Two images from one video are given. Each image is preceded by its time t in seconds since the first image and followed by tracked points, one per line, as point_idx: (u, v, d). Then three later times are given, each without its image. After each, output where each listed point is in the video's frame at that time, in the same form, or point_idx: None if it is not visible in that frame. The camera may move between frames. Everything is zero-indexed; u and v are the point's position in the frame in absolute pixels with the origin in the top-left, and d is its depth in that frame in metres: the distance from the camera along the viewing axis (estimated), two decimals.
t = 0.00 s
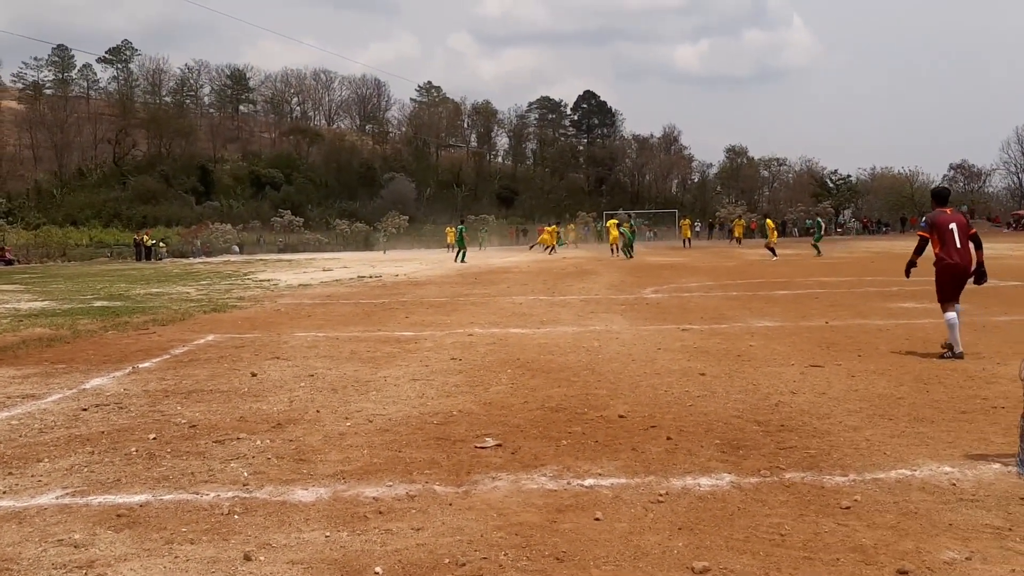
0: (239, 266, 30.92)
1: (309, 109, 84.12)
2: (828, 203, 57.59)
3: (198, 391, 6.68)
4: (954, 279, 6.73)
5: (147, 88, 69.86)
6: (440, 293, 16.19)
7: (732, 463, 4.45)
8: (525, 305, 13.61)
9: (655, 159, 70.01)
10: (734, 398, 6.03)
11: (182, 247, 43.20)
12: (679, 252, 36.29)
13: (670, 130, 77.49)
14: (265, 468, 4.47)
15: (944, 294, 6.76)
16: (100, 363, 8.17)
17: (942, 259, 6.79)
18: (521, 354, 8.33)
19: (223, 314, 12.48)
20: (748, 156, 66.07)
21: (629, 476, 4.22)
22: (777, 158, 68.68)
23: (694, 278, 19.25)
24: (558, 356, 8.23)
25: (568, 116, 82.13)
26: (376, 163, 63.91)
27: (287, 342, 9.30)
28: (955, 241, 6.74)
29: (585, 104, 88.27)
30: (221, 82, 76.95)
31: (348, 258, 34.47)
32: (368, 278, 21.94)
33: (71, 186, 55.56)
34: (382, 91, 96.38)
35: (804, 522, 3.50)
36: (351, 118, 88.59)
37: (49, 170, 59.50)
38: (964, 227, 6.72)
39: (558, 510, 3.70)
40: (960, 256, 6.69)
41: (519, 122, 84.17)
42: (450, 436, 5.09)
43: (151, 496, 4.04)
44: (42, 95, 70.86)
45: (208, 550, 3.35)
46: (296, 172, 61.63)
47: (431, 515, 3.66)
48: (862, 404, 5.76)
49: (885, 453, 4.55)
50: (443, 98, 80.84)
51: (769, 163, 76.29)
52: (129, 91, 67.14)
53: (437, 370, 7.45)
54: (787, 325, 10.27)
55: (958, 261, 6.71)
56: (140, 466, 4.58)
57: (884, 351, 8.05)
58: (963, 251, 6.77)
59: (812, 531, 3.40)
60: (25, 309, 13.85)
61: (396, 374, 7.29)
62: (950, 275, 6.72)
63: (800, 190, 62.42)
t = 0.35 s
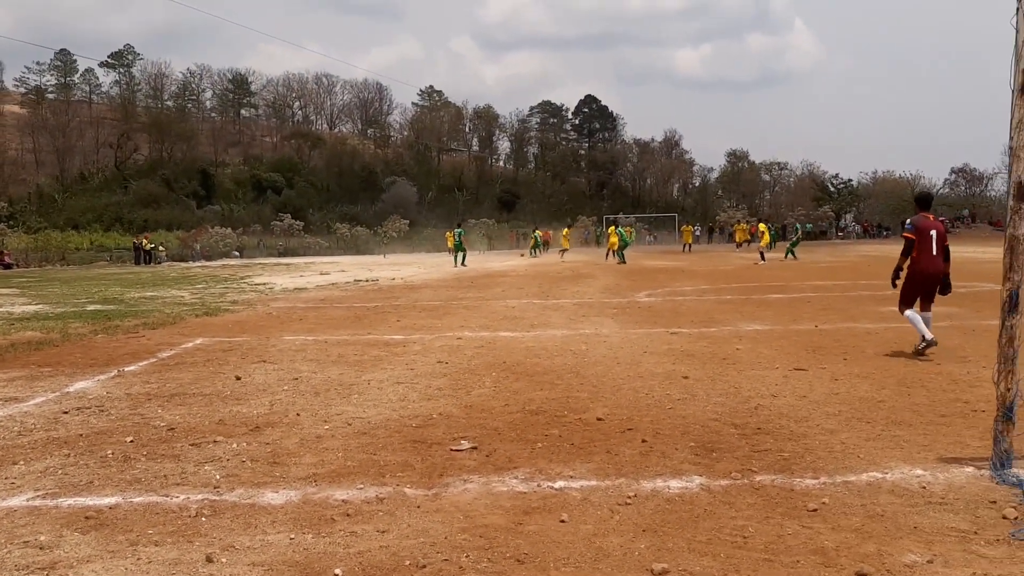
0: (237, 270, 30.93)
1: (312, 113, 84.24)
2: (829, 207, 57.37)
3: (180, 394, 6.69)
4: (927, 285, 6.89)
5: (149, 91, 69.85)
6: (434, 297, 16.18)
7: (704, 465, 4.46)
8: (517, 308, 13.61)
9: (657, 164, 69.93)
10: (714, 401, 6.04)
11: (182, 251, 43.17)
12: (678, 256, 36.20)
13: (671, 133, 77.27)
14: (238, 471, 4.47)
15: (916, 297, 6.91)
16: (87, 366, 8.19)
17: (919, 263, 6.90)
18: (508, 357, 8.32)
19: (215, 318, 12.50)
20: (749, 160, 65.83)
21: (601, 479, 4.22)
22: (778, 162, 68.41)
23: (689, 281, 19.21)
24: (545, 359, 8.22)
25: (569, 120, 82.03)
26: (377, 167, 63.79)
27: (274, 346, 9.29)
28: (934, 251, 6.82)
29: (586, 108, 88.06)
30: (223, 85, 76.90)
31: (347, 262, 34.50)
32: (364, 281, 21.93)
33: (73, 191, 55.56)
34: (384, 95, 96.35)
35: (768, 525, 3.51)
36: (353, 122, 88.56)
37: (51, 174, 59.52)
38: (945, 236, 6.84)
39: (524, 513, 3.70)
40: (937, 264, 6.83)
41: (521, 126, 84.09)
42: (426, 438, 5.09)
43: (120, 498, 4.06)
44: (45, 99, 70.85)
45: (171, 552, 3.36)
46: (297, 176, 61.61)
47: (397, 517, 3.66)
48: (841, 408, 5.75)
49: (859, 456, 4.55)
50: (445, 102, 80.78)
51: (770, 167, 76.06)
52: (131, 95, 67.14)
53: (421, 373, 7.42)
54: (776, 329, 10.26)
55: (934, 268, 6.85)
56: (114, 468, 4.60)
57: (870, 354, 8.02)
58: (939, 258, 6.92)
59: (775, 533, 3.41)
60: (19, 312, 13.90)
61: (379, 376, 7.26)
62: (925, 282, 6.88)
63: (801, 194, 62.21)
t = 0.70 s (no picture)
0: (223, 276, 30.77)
1: (303, 119, 84.00)
2: (818, 214, 57.32)
3: (145, 402, 6.63)
4: (888, 288, 7.06)
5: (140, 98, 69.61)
6: (416, 303, 16.12)
7: (660, 473, 4.43)
8: (498, 315, 13.56)
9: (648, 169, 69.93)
10: (679, 408, 6.00)
11: (171, 257, 42.97)
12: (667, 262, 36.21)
13: (663, 139, 77.14)
14: (190, 481, 4.43)
15: (876, 300, 7.07)
16: (56, 374, 8.13)
17: (881, 265, 7.05)
18: (480, 363, 8.26)
19: (193, 325, 12.43)
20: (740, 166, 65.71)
21: (555, 487, 4.18)
22: (768, 168, 68.39)
23: (673, 287, 19.19)
24: (518, 365, 8.19)
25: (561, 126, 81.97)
26: (368, 173, 63.58)
27: (247, 353, 9.24)
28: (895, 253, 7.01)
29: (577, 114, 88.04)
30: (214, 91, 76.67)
31: (334, 269, 34.35)
32: (348, 288, 21.86)
33: (63, 197, 55.32)
34: (376, 101, 96.16)
35: (715, 533, 3.48)
36: (345, 128, 88.39)
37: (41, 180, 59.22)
38: (907, 239, 6.98)
39: (471, 521, 3.66)
40: (899, 267, 6.99)
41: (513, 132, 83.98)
42: (386, 446, 5.03)
43: (67, 508, 4.01)
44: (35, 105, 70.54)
45: (109, 563, 3.32)
46: (288, 182, 61.43)
47: (342, 528, 3.61)
48: (806, 414, 5.72)
49: (816, 463, 4.52)
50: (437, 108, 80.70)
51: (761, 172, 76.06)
52: (121, 101, 66.81)
53: (391, 380, 7.37)
54: (754, 335, 10.24)
55: (895, 271, 7.02)
56: (67, 478, 4.55)
57: (844, 360, 7.98)
58: (899, 261, 7.07)
59: (721, 542, 3.38)
60: None
61: (349, 384, 7.21)
62: (885, 285, 7.04)
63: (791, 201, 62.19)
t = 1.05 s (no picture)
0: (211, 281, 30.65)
1: (294, 123, 83.79)
2: (808, 217, 57.35)
3: (117, 410, 6.58)
4: (860, 293, 7.44)
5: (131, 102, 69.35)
6: (401, 308, 16.08)
7: (625, 480, 4.42)
8: (481, 320, 13.52)
9: (639, 173, 69.91)
10: (652, 415, 5.99)
11: (160, 262, 42.75)
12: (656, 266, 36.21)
13: (654, 143, 77.07)
14: (152, 490, 4.40)
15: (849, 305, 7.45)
16: (30, 381, 8.07)
17: (851, 272, 7.47)
18: (457, 369, 8.23)
19: (174, 331, 12.36)
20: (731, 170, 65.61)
21: (517, 495, 4.15)
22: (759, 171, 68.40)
23: (660, 292, 19.17)
24: (495, 371, 8.16)
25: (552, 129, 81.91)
26: (359, 177, 63.33)
27: (225, 360, 9.20)
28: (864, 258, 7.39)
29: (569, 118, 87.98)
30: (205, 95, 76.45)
31: (322, 274, 34.23)
32: (334, 292, 21.80)
33: (53, 202, 55.06)
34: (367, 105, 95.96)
35: (671, 542, 3.48)
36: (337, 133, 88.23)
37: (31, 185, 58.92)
38: (874, 245, 7.34)
39: (429, 531, 3.63)
40: (867, 273, 7.37)
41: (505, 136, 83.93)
42: (352, 455, 4.99)
43: (26, 518, 3.98)
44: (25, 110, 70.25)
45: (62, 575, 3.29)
46: (279, 186, 61.24)
47: (298, 537, 3.59)
48: (776, 420, 5.72)
49: (779, 470, 4.53)
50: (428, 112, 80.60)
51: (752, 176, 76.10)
52: (112, 105, 66.49)
53: (365, 387, 7.33)
54: (734, 340, 10.23)
55: (864, 276, 7.41)
56: (29, 487, 4.51)
57: (820, 366, 7.98)
58: (870, 266, 7.45)
59: (676, 551, 3.37)
60: None
61: (323, 391, 7.17)
62: (855, 290, 7.43)
63: (782, 205, 62.11)
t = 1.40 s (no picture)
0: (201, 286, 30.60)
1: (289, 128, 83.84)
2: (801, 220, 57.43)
3: (94, 413, 6.60)
4: (836, 297, 7.56)
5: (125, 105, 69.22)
6: (388, 312, 16.09)
7: (589, 483, 4.45)
8: (467, 323, 13.54)
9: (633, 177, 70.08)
10: (624, 418, 6.02)
11: (152, 265, 42.64)
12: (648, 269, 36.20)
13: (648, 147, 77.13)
14: (119, 492, 4.43)
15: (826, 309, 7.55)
16: (10, 385, 8.09)
17: (826, 275, 7.61)
18: (436, 373, 8.25)
19: (158, 335, 12.37)
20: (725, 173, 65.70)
21: (480, 498, 4.18)
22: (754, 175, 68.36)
23: (648, 294, 19.19)
24: (475, 374, 8.19)
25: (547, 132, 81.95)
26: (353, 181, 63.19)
27: (207, 363, 9.23)
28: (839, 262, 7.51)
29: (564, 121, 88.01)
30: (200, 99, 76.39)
31: (314, 277, 34.19)
32: (323, 296, 21.78)
33: (48, 206, 54.95)
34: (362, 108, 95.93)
35: (628, 543, 3.51)
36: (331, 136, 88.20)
37: (26, 189, 58.78)
38: (848, 249, 7.47)
39: (387, 534, 3.66)
40: (842, 277, 7.51)
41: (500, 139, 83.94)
42: (322, 459, 5.01)
43: None
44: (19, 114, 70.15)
45: None
46: (273, 189, 61.16)
47: (258, 540, 3.63)
48: (746, 422, 5.77)
49: (743, 473, 4.57)
50: (423, 115, 80.57)
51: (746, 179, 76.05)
52: (106, 109, 66.44)
53: (343, 391, 7.35)
54: (716, 342, 10.28)
55: (839, 281, 7.55)
56: None
57: (798, 369, 8.01)
58: (844, 270, 7.58)
59: (630, 552, 3.41)
60: None
61: (301, 395, 7.19)
62: (831, 293, 7.55)
63: (776, 207, 62.22)
